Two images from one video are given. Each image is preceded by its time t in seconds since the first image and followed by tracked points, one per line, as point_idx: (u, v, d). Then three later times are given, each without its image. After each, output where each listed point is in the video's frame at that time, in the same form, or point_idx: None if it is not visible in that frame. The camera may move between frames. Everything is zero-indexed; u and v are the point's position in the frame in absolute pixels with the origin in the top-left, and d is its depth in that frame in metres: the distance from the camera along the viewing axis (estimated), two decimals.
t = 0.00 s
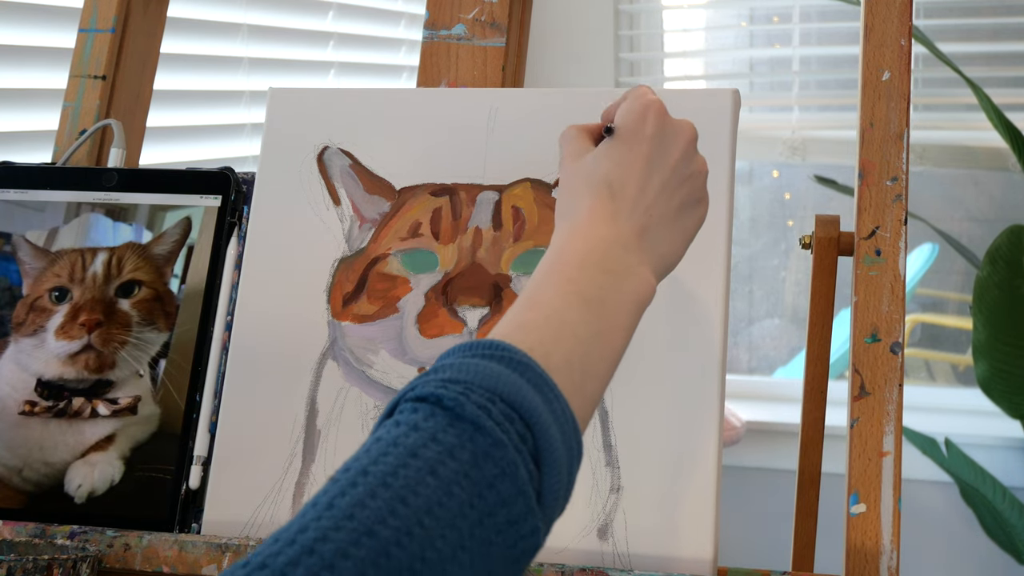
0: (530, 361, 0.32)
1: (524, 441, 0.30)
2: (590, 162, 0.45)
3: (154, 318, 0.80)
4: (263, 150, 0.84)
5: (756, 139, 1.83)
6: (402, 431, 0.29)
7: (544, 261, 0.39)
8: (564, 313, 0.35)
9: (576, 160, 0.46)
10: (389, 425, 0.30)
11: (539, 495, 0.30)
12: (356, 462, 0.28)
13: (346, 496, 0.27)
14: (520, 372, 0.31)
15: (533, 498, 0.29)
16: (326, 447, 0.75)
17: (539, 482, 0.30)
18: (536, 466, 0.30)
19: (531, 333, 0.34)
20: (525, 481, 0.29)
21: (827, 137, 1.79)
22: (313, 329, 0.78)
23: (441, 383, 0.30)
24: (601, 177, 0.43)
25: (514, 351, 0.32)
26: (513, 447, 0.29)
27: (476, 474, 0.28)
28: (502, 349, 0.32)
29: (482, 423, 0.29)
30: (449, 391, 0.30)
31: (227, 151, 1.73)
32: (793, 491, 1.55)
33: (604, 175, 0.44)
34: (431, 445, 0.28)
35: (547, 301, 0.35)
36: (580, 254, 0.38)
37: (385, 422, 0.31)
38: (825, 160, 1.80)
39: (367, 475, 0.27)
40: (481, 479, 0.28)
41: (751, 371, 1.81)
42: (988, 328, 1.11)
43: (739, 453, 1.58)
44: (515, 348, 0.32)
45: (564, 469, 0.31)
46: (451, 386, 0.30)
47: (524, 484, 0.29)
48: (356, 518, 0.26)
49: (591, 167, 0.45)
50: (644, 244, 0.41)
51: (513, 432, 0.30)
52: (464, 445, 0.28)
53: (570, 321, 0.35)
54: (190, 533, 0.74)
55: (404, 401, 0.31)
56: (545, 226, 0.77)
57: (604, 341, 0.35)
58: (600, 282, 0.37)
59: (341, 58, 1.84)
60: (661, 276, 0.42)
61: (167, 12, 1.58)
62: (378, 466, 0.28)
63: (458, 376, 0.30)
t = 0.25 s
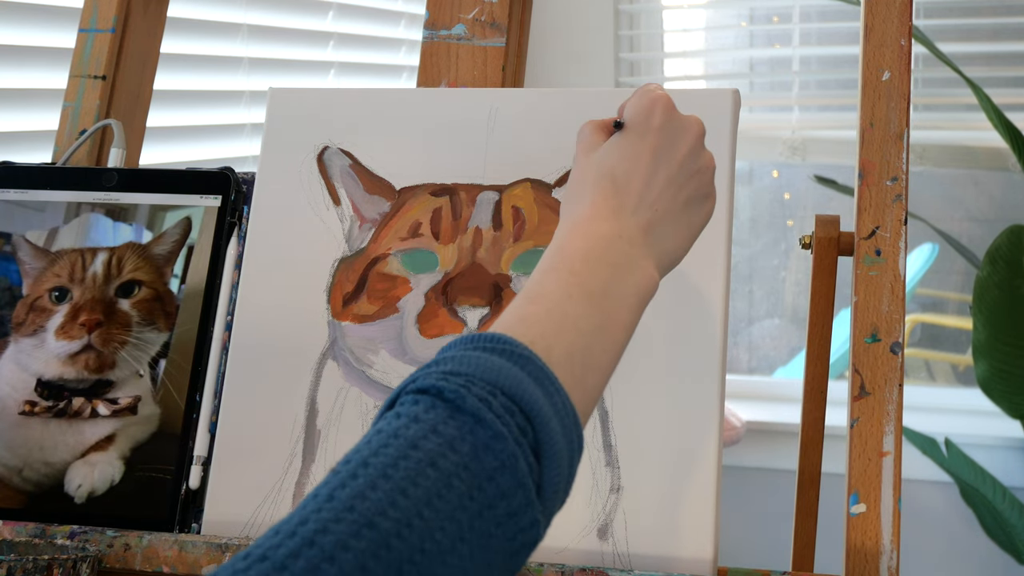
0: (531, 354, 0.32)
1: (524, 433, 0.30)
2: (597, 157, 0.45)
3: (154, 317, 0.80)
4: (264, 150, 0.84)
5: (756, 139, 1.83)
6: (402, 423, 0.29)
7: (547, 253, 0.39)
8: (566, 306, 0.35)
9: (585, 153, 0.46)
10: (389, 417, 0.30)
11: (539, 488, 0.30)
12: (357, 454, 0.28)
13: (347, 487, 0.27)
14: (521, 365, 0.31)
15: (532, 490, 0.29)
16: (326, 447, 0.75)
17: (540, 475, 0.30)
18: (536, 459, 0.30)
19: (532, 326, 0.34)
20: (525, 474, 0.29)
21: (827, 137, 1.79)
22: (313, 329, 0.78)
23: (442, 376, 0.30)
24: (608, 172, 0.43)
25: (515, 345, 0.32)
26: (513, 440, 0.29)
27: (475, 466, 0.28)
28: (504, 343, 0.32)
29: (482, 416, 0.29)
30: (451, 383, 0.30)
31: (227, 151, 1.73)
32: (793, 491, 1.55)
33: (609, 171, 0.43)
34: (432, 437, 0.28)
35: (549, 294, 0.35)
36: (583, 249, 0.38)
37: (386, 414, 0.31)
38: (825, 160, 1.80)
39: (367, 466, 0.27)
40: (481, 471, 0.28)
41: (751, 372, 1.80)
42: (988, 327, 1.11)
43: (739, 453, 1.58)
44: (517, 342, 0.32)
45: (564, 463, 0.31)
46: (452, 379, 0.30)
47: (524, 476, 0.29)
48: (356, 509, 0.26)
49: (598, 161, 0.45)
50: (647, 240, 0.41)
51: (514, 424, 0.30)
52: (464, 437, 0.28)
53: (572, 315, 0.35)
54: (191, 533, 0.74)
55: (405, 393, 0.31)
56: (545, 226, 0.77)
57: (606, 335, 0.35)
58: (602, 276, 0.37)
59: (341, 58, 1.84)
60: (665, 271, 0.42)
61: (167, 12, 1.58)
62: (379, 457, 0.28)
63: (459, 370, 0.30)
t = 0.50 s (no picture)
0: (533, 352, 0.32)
1: (525, 432, 0.30)
2: (599, 150, 0.45)
3: (154, 318, 0.80)
4: (263, 149, 0.84)
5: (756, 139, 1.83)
6: (404, 422, 0.29)
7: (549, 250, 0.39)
8: (570, 305, 0.35)
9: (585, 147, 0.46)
10: (391, 416, 0.30)
11: (541, 486, 0.30)
12: (358, 453, 0.28)
13: (348, 486, 0.27)
14: (523, 363, 0.31)
15: (533, 489, 0.29)
16: (326, 447, 0.75)
17: (541, 474, 0.30)
18: (537, 458, 0.30)
19: (534, 325, 0.34)
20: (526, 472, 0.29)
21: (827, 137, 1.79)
22: (313, 329, 0.78)
23: (444, 374, 0.30)
24: (611, 167, 0.43)
25: (517, 343, 0.32)
26: (514, 438, 0.29)
27: (476, 465, 0.28)
28: (506, 341, 0.32)
29: (484, 414, 0.29)
30: (452, 382, 0.30)
31: (227, 151, 1.73)
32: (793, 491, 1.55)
33: (611, 166, 0.43)
34: (433, 436, 0.28)
35: (552, 292, 0.35)
36: (585, 247, 0.38)
37: (387, 413, 0.31)
38: (825, 160, 1.80)
39: (368, 465, 0.27)
40: (482, 470, 0.28)
41: (751, 372, 1.80)
42: (988, 327, 1.11)
43: (739, 453, 1.58)
44: (519, 340, 0.32)
45: (565, 461, 0.31)
46: (453, 378, 0.30)
47: (525, 474, 0.29)
48: (357, 508, 0.26)
49: (600, 156, 0.44)
50: (649, 238, 0.41)
51: (515, 423, 0.30)
52: (465, 435, 0.28)
53: (574, 315, 0.35)
54: (191, 533, 0.74)
55: (406, 392, 0.31)
56: (545, 227, 0.77)
57: (609, 335, 0.35)
58: (606, 275, 0.37)
59: (341, 58, 1.84)
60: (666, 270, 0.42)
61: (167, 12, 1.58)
62: (380, 456, 0.28)
63: (461, 368, 0.30)
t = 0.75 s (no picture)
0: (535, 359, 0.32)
1: (526, 440, 0.30)
2: (597, 159, 0.45)
3: (154, 318, 0.80)
4: (263, 149, 0.84)
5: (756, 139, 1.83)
6: (405, 430, 0.29)
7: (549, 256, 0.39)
8: (571, 309, 0.35)
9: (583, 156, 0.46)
10: (392, 423, 0.30)
11: (541, 494, 0.30)
12: (359, 461, 0.28)
13: (349, 495, 0.27)
14: (524, 370, 0.31)
15: (535, 498, 0.29)
16: (326, 447, 0.75)
17: (542, 483, 0.30)
18: (538, 466, 0.30)
19: (534, 330, 0.34)
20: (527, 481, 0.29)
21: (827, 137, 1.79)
22: (313, 329, 0.78)
23: (445, 382, 0.30)
24: (609, 175, 0.44)
25: (518, 349, 0.32)
26: (515, 448, 0.29)
27: (477, 475, 0.28)
28: (507, 347, 0.32)
29: (485, 423, 0.29)
30: (453, 390, 0.30)
31: (227, 151, 1.73)
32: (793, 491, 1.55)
33: (609, 176, 0.44)
34: (434, 444, 0.28)
35: (551, 296, 0.35)
36: (586, 253, 0.38)
37: (388, 420, 0.31)
38: (825, 160, 1.80)
39: (369, 474, 0.27)
40: (483, 479, 0.28)
41: (751, 372, 1.80)
42: (989, 327, 1.11)
43: (739, 453, 1.58)
44: (520, 347, 0.32)
45: (567, 469, 0.31)
46: (454, 385, 0.30)
47: (526, 483, 0.29)
48: (358, 518, 0.26)
49: (598, 164, 0.45)
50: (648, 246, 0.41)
51: (516, 431, 0.29)
52: (466, 445, 0.28)
53: (575, 319, 0.35)
54: (191, 533, 0.74)
55: (407, 399, 0.31)
56: (545, 227, 0.77)
57: (609, 339, 0.35)
58: (606, 279, 0.37)
59: (341, 58, 1.84)
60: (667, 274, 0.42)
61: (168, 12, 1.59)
62: (381, 465, 0.28)
63: (462, 375, 0.30)
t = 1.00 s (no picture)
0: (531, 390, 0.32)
1: (528, 470, 0.30)
2: (578, 189, 0.46)
3: (154, 318, 0.80)
4: (263, 149, 0.84)
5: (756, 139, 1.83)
6: (407, 463, 0.29)
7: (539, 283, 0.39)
8: (563, 335, 0.35)
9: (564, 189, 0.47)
10: (392, 458, 0.30)
11: (546, 525, 0.30)
12: (362, 496, 0.28)
13: (354, 531, 0.27)
14: (522, 401, 0.31)
15: (539, 528, 0.29)
16: (326, 447, 0.75)
17: (545, 513, 0.30)
18: (540, 496, 0.30)
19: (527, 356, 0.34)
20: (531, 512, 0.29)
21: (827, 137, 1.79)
22: (313, 329, 0.78)
23: (444, 415, 0.30)
24: (592, 202, 0.44)
25: (515, 380, 0.32)
26: (518, 478, 0.29)
27: (481, 506, 0.28)
28: (504, 378, 0.32)
29: (487, 454, 0.29)
30: (454, 422, 0.30)
31: (227, 151, 1.73)
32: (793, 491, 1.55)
33: (591, 201, 0.44)
34: (437, 476, 0.28)
35: (544, 323, 0.36)
36: (575, 279, 0.38)
37: (388, 456, 0.31)
38: (825, 160, 1.80)
39: (373, 509, 0.27)
40: (488, 511, 0.28)
41: (751, 371, 1.80)
42: (989, 328, 1.11)
43: (739, 453, 1.58)
44: (516, 377, 0.32)
45: (568, 499, 0.31)
46: (454, 417, 0.30)
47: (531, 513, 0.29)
48: (364, 553, 0.26)
49: (580, 193, 0.45)
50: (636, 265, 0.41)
51: (518, 461, 0.29)
52: (470, 476, 0.28)
53: (567, 345, 0.35)
54: (191, 533, 0.74)
55: (407, 433, 0.31)
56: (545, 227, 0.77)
57: (603, 360, 0.35)
58: (596, 303, 0.37)
59: (341, 58, 1.84)
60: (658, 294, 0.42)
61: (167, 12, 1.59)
62: (385, 499, 0.27)
63: (461, 408, 0.30)
